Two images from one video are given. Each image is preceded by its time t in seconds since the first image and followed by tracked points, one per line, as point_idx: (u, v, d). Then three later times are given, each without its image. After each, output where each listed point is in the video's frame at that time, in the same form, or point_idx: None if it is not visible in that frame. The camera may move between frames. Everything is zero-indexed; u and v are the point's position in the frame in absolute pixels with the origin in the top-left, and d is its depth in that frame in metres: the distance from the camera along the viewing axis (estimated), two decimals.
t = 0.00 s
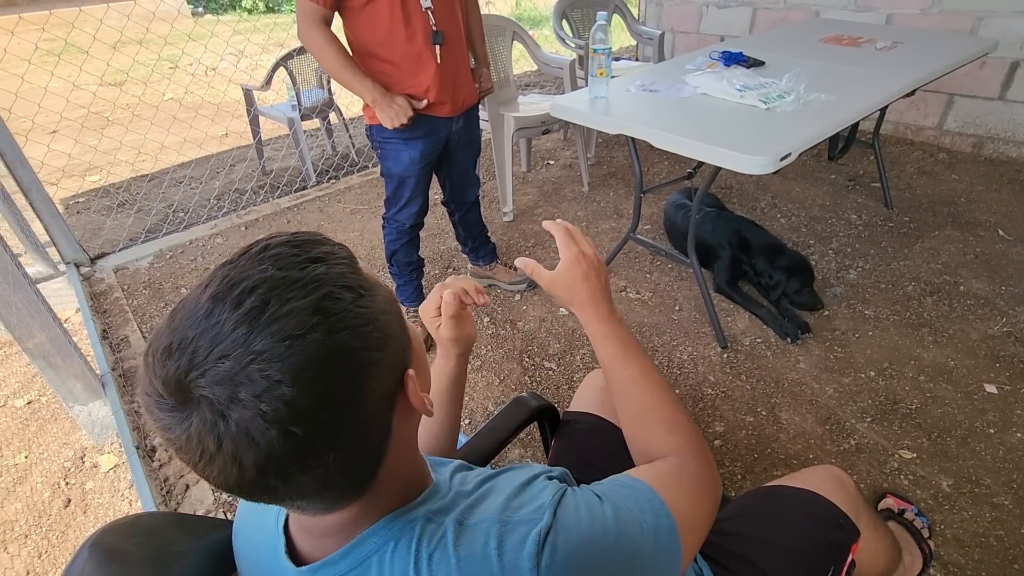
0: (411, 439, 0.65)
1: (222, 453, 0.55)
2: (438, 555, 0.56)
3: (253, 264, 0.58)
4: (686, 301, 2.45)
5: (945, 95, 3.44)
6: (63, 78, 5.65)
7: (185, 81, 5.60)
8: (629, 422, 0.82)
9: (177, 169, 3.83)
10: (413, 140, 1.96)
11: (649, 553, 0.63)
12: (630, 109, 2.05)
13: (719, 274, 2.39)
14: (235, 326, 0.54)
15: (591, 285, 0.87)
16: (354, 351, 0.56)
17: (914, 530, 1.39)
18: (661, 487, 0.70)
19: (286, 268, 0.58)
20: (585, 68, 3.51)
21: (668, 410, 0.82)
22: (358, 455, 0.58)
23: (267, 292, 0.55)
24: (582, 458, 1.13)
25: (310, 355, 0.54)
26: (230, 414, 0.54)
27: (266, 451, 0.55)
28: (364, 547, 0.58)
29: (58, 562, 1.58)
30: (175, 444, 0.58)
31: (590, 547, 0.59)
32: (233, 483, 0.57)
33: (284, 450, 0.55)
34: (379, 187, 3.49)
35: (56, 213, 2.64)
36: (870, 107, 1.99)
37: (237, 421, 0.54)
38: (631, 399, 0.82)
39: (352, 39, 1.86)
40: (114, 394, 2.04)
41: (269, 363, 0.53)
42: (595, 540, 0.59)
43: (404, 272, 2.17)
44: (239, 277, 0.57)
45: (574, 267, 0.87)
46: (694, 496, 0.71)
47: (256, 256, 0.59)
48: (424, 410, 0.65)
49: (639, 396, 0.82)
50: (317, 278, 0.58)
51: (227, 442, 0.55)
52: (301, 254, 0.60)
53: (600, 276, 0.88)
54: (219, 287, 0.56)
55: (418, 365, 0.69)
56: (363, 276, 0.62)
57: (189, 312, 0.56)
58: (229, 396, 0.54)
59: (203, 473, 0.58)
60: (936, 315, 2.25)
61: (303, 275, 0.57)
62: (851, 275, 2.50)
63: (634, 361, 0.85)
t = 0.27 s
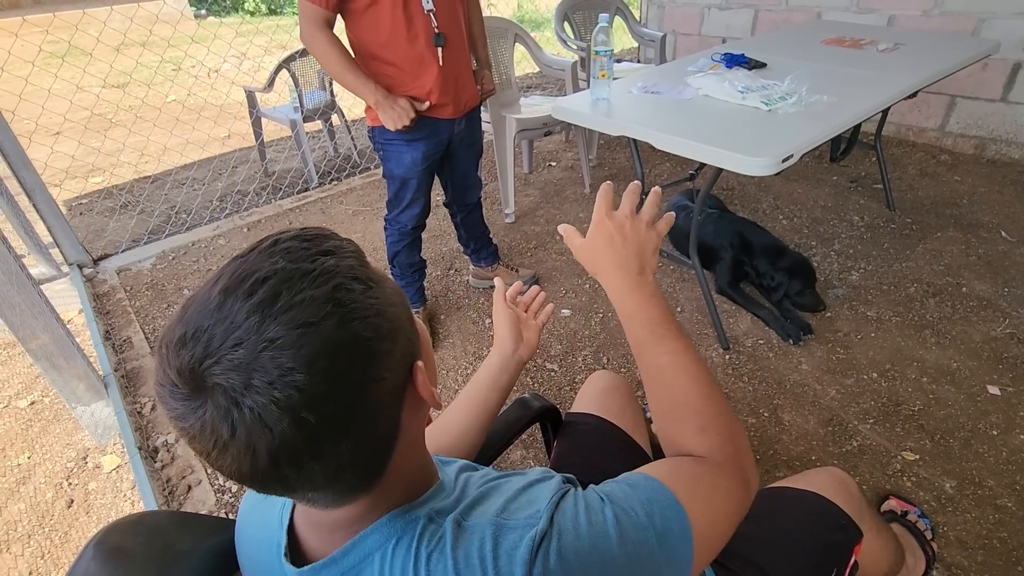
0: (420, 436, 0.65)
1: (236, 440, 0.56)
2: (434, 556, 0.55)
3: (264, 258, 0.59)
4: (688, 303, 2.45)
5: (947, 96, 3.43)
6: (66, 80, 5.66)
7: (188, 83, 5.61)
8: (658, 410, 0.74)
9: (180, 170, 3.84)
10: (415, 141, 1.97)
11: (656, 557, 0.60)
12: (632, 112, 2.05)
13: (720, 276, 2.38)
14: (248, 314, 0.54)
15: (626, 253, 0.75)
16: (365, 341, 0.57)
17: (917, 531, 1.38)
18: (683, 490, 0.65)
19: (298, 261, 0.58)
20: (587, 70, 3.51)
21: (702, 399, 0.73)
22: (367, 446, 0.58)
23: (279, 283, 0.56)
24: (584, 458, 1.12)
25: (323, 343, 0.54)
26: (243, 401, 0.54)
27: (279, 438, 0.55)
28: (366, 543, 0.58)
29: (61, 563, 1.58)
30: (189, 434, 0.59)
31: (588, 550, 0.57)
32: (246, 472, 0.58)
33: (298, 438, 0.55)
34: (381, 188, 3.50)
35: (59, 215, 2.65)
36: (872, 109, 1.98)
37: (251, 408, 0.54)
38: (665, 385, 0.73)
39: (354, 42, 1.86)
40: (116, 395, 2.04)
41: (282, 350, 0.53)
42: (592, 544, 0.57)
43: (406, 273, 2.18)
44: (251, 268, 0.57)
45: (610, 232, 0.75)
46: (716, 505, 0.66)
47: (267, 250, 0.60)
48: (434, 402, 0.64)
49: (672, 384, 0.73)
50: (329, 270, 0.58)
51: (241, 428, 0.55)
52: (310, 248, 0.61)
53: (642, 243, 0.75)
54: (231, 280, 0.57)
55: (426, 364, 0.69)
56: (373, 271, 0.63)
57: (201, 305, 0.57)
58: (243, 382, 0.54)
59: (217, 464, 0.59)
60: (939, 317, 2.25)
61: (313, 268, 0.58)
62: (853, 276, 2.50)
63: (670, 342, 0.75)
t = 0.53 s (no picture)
0: (417, 437, 0.64)
1: (233, 420, 0.56)
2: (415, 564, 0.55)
3: (279, 247, 0.61)
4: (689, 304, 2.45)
5: (948, 98, 3.43)
6: (68, 82, 5.67)
7: (190, 84, 5.61)
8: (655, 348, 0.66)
9: (181, 172, 3.84)
10: (416, 143, 1.97)
11: (638, 548, 0.56)
12: (633, 113, 2.05)
13: (721, 277, 2.38)
14: (256, 297, 0.56)
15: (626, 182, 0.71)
16: (368, 332, 0.56)
17: (919, 534, 1.38)
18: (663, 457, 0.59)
19: (309, 252, 0.60)
20: (587, 71, 3.52)
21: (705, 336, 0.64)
22: (360, 438, 0.58)
23: (288, 269, 0.57)
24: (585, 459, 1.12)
25: (326, 330, 0.54)
26: (242, 377, 0.55)
27: (274, 421, 0.55)
28: (355, 551, 0.58)
29: (62, 564, 1.58)
30: (188, 409, 0.59)
31: (566, 546, 0.54)
32: (243, 457, 0.58)
33: (292, 421, 0.55)
34: (382, 190, 3.50)
35: (60, 217, 2.65)
36: (873, 110, 1.98)
37: (249, 386, 0.54)
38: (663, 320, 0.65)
39: (355, 44, 1.87)
40: (117, 396, 2.04)
41: (283, 331, 0.54)
42: (569, 538, 0.55)
43: (407, 275, 2.18)
44: (265, 256, 0.59)
45: (612, 163, 0.72)
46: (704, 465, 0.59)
47: (282, 243, 0.61)
48: (430, 407, 0.64)
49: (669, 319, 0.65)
50: (337, 264, 0.59)
51: (239, 406, 0.55)
52: (324, 243, 0.62)
53: (642, 169, 0.72)
54: (244, 265, 0.59)
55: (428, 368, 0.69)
56: (382, 270, 0.63)
57: (216, 285, 0.59)
58: (243, 359, 0.54)
59: (214, 445, 0.59)
60: (940, 318, 2.24)
61: (323, 260, 0.59)
62: (854, 278, 2.50)
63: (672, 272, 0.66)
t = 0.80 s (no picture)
0: (419, 437, 0.64)
1: (233, 411, 0.56)
2: (410, 560, 0.54)
3: (289, 245, 0.61)
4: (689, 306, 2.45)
5: (949, 99, 3.43)
6: (70, 84, 5.68)
7: (191, 86, 5.62)
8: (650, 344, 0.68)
9: (182, 174, 3.85)
10: (416, 145, 1.97)
11: (632, 539, 0.56)
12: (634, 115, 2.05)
13: (722, 279, 2.38)
14: (262, 292, 0.56)
15: (622, 189, 0.74)
16: (369, 332, 0.56)
17: (921, 536, 1.38)
18: (657, 448, 0.60)
19: (318, 251, 0.60)
20: (588, 73, 3.52)
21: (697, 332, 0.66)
22: (357, 435, 0.57)
23: (296, 267, 0.57)
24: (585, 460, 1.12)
25: (329, 327, 0.55)
26: (244, 370, 0.55)
27: (273, 413, 0.55)
28: (351, 545, 0.57)
29: (62, 566, 1.58)
30: (192, 397, 0.59)
31: (558, 541, 0.54)
32: (243, 448, 0.58)
33: (289, 415, 0.55)
34: (383, 192, 3.50)
35: (62, 218, 2.65)
36: (874, 112, 1.98)
37: (251, 378, 0.55)
38: (657, 318, 0.68)
39: (356, 46, 1.87)
40: (118, 398, 2.04)
41: (286, 327, 0.54)
42: (561, 533, 0.55)
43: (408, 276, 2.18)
44: (275, 253, 0.59)
45: (609, 171, 0.76)
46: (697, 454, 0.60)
47: (292, 241, 0.62)
48: (432, 410, 0.63)
49: (663, 315, 0.67)
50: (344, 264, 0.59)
51: (239, 398, 0.56)
52: (333, 242, 0.62)
53: (638, 178, 0.75)
54: (254, 261, 0.59)
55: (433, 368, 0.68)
56: (389, 272, 0.63)
57: (226, 279, 0.59)
58: (246, 352, 0.55)
59: (214, 434, 0.59)
60: (941, 320, 2.24)
61: (330, 259, 0.59)
62: (855, 279, 2.49)
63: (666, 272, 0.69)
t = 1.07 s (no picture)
0: (409, 442, 0.64)
1: (221, 416, 0.57)
2: (401, 565, 0.54)
3: (279, 251, 0.60)
4: (690, 307, 2.44)
5: (950, 100, 3.43)
6: (71, 86, 5.69)
7: (191, 88, 5.62)
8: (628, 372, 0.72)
9: (183, 175, 3.85)
10: (417, 146, 1.97)
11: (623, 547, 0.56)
12: (634, 117, 2.05)
13: (722, 281, 2.37)
14: (249, 299, 0.56)
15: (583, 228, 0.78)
16: (356, 337, 0.56)
17: (922, 538, 1.37)
18: (648, 460, 0.61)
19: (307, 257, 0.60)
20: (588, 75, 3.52)
21: (670, 356, 0.71)
22: (345, 440, 0.57)
23: (284, 273, 0.57)
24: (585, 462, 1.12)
25: (316, 332, 0.54)
26: (231, 376, 0.55)
27: (260, 417, 0.55)
28: (345, 550, 0.57)
29: (62, 568, 1.58)
30: (183, 402, 0.59)
31: (551, 546, 0.54)
32: (232, 451, 0.59)
33: (276, 419, 0.55)
34: (383, 193, 3.50)
35: (63, 219, 2.65)
36: (874, 113, 1.98)
37: (238, 384, 0.55)
38: (632, 347, 0.72)
39: (357, 47, 1.87)
40: (119, 399, 2.04)
41: (273, 333, 0.54)
42: (553, 538, 0.54)
43: (408, 277, 2.18)
44: (265, 259, 0.59)
45: (565, 214, 0.78)
46: (689, 464, 0.62)
47: (283, 247, 0.61)
48: (424, 415, 0.63)
49: (640, 343, 0.71)
50: (333, 269, 0.59)
51: (227, 403, 0.56)
52: (322, 248, 0.62)
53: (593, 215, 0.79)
54: (243, 267, 0.59)
55: (424, 370, 0.68)
56: (379, 277, 0.62)
57: (217, 285, 0.59)
58: (234, 358, 0.55)
59: (205, 439, 0.60)
60: (943, 321, 2.24)
61: (319, 265, 0.59)
62: (856, 281, 2.49)
63: (635, 303, 0.73)
